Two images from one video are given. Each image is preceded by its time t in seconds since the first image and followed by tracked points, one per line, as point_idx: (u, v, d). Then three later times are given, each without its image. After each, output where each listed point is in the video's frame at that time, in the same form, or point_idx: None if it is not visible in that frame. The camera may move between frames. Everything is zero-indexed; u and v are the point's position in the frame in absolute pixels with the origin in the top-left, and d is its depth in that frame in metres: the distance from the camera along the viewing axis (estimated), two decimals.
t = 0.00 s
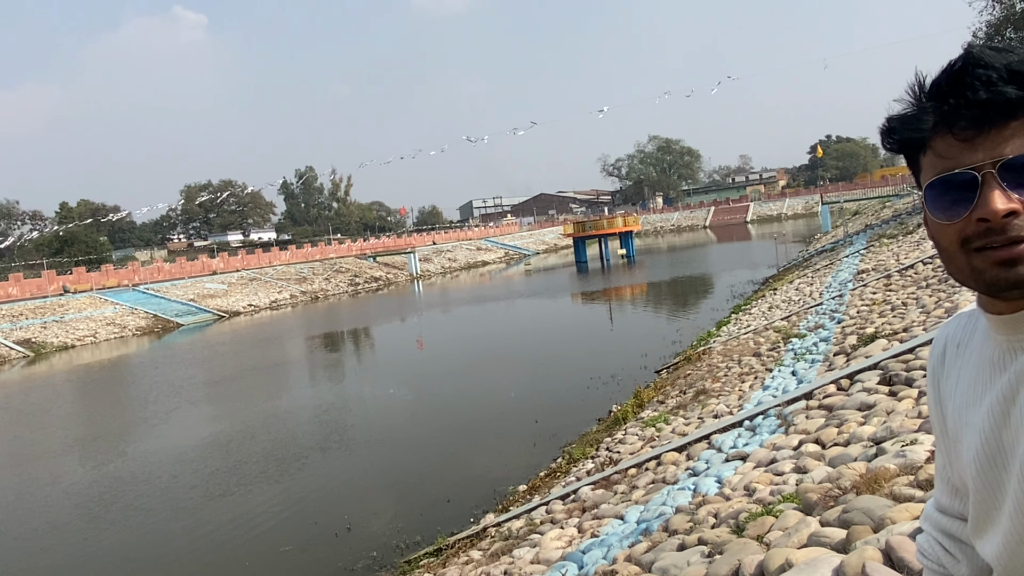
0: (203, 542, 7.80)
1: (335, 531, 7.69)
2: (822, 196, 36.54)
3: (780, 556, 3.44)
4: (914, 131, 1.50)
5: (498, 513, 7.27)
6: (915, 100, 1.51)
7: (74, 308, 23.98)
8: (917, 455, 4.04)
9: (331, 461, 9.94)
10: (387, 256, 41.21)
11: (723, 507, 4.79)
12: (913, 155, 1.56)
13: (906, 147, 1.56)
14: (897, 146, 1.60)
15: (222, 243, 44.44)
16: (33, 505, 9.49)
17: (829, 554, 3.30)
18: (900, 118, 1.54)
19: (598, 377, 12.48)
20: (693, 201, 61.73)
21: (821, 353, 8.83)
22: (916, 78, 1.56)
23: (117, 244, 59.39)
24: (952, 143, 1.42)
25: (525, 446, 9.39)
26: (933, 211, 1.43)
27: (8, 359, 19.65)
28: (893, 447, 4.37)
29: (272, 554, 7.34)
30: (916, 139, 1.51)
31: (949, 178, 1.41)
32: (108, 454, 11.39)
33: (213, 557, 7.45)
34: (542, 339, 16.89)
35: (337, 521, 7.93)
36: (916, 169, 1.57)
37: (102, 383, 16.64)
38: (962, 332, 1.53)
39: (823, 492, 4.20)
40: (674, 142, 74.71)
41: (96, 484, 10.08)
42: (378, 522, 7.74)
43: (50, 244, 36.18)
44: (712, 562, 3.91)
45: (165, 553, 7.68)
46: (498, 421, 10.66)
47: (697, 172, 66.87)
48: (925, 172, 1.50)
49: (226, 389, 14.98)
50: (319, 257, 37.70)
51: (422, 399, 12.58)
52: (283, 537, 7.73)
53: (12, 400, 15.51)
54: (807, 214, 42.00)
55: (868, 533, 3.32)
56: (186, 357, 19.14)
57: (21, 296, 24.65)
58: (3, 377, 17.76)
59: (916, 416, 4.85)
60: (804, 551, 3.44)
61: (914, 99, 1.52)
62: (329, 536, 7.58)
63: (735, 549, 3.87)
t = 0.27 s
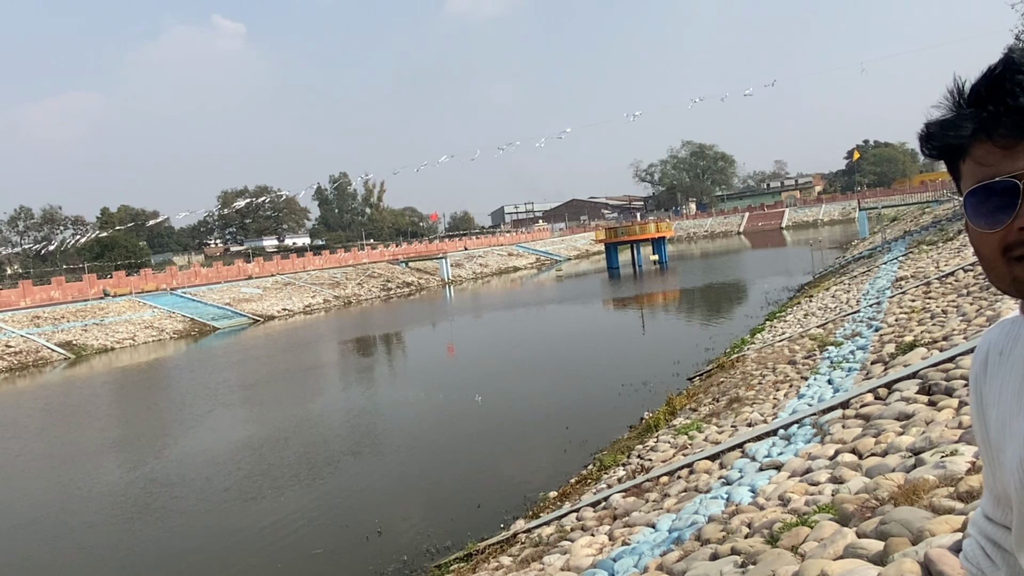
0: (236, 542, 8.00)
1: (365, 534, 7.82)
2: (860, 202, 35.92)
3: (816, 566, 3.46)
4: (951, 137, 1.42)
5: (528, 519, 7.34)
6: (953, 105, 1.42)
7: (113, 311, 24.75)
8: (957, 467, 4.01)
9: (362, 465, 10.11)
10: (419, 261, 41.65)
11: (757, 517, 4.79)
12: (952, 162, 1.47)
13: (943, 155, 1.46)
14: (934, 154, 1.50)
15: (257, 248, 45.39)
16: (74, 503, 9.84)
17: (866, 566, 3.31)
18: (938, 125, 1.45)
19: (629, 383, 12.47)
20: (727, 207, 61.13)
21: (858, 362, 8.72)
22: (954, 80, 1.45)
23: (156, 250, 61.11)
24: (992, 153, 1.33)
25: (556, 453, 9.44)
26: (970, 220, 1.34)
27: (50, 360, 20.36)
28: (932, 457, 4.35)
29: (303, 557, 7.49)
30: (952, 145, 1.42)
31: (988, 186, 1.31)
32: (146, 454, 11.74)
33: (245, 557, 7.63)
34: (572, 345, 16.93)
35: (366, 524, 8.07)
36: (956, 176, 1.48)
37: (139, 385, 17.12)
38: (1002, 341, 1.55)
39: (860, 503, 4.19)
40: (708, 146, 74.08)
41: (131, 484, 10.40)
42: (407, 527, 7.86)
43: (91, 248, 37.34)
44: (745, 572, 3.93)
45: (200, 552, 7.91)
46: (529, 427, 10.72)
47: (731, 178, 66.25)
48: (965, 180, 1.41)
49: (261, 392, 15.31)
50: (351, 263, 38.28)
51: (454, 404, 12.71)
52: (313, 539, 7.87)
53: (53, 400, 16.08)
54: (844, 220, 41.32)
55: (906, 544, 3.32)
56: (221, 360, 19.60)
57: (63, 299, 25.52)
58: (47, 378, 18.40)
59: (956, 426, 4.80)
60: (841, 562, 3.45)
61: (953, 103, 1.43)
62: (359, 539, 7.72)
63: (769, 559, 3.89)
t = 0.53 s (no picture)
0: (267, 543, 8.19)
1: (393, 537, 7.96)
2: (894, 205, 35.36)
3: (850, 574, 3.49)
4: (992, 139, 1.37)
5: (555, 524, 7.42)
6: (996, 105, 1.38)
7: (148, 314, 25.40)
8: (995, 476, 4.01)
9: (390, 468, 10.26)
10: (447, 265, 41.98)
11: (788, 525, 4.81)
12: (994, 163, 1.42)
13: (984, 155, 1.41)
14: (975, 157, 1.46)
15: (288, 252, 46.18)
16: (111, 502, 10.15)
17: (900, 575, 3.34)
18: (979, 126, 1.40)
19: (658, 389, 12.46)
20: (758, 211, 60.48)
21: (892, 368, 8.64)
22: (999, 82, 1.42)
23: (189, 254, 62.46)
24: None
25: (584, 458, 9.50)
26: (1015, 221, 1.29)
27: (86, 362, 20.97)
28: (969, 466, 4.34)
29: (332, 558, 7.64)
30: (992, 148, 1.37)
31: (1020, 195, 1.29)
32: (180, 455, 12.05)
33: (276, 556, 7.81)
34: (600, 349, 16.98)
35: (394, 527, 8.20)
36: (997, 177, 1.43)
37: (172, 387, 17.55)
38: None
39: (895, 511, 4.20)
40: (738, 150, 73.35)
41: (163, 484, 10.69)
42: (434, 530, 7.97)
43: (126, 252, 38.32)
44: None
45: (232, 551, 8.11)
46: (557, 432, 10.78)
47: (761, 182, 65.64)
48: (1007, 181, 1.36)
49: (291, 395, 15.59)
50: (380, 267, 38.74)
51: (482, 408, 12.84)
52: (341, 541, 8.02)
53: (87, 401, 16.58)
54: (878, 225, 40.69)
55: (943, 554, 3.33)
56: (252, 363, 20.00)
57: (99, 301, 26.26)
58: (83, 379, 18.95)
59: (994, 434, 4.77)
60: (875, 571, 3.48)
61: (1003, 104, 1.36)
62: (387, 542, 7.86)
63: (801, 567, 3.92)
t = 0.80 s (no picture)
0: (291, 543, 8.36)
1: (416, 539, 8.08)
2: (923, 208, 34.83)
3: None
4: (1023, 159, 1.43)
5: (578, 528, 7.50)
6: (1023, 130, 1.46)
7: (176, 317, 25.95)
8: None
9: (413, 470, 10.41)
10: (469, 268, 42.22)
11: (814, 530, 4.85)
12: None
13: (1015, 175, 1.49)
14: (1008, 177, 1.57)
15: (312, 255, 46.79)
16: (140, 502, 10.43)
17: None
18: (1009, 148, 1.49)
19: (682, 393, 12.46)
20: (784, 213, 59.86)
21: (920, 373, 8.58)
22: None
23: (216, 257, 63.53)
24: None
25: (608, 462, 9.55)
26: None
27: (114, 363, 21.45)
28: (999, 472, 4.34)
29: (355, 559, 7.77)
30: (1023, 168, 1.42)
31: None
32: (206, 456, 12.32)
33: (299, 557, 7.97)
34: (623, 353, 17.01)
35: (417, 529, 8.34)
36: None
37: (199, 389, 17.91)
38: None
39: (923, 518, 4.22)
40: (763, 151, 72.65)
41: (189, 485, 10.94)
42: (457, 533, 8.08)
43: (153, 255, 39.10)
44: None
45: (257, 551, 8.30)
46: (580, 436, 10.84)
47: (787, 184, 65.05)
48: None
49: (315, 398, 15.83)
50: (403, 269, 39.10)
51: (504, 411, 12.94)
52: (366, 542, 8.17)
53: (115, 402, 16.98)
54: (907, 227, 40.11)
55: (971, 561, 3.36)
56: (277, 365, 20.32)
57: (127, 304, 26.85)
58: (112, 381, 19.39)
59: None
60: None
61: None
62: (411, 543, 7.99)
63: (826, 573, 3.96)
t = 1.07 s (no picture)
0: (310, 544, 8.50)
1: (433, 540, 8.18)
2: (945, 208, 34.44)
3: None
4: None
5: (597, 530, 7.55)
6: None
7: (197, 319, 26.33)
8: None
9: (431, 471, 10.52)
10: (486, 270, 42.38)
11: (834, 534, 4.87)
12: None
13: None
14: None
15: (331, 257, 47.21)
16: (162, 502, 10.63)
17: None
18: None
19: (700, 395, 12.45)
20: (803, 215, 59.39)
21: (942, 375, 8.53)
22: None
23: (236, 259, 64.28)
24: None
25: (626, 464, 9.59)
26: None
27: (136, 365, 21.82)
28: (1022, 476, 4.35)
29: (373, 560, 7.88)
30: None
31: None
32: (227, 457, 12.52)
33: (319, 558, 8.09)
34: (640, 355, 17.01)
35: (435, 530, 8.44)
36: None
37: (219, 390, 18.16)
38: None
39: (945, 522, 4.23)
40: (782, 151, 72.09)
41: (209, 486, 11.13)
42: (475, 535, 8.17)
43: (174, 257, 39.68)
44: None
45: (278, 551, 8.44)
46: (597, 438, 10.89)
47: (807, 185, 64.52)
48: None
49: (333, 399, 16.01)
50: (420, 271, 39.33)
51: (521, 413, 13.01)
52: (385, 543, 8.28)
53: (136, 403, 17.28)
54: (928, 228, 39.66)
55: (994, 565, 3.39)
56: (296, 367, 20.56)
57: (148, 306, 27.29)
58: (133, 382, 19.72)
59: None
60: None
61: None
62: (429, 545, 8.09)
63: None
